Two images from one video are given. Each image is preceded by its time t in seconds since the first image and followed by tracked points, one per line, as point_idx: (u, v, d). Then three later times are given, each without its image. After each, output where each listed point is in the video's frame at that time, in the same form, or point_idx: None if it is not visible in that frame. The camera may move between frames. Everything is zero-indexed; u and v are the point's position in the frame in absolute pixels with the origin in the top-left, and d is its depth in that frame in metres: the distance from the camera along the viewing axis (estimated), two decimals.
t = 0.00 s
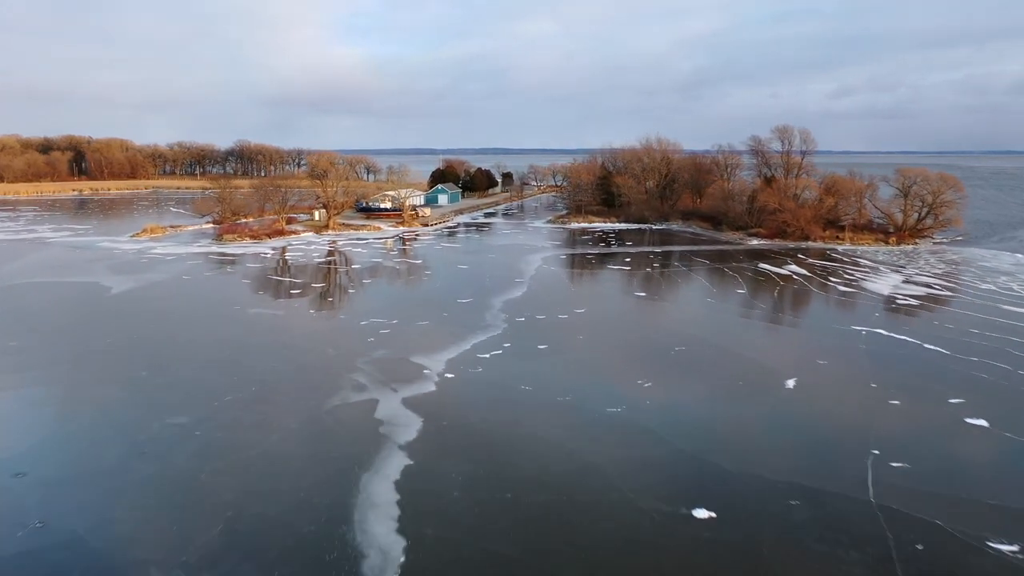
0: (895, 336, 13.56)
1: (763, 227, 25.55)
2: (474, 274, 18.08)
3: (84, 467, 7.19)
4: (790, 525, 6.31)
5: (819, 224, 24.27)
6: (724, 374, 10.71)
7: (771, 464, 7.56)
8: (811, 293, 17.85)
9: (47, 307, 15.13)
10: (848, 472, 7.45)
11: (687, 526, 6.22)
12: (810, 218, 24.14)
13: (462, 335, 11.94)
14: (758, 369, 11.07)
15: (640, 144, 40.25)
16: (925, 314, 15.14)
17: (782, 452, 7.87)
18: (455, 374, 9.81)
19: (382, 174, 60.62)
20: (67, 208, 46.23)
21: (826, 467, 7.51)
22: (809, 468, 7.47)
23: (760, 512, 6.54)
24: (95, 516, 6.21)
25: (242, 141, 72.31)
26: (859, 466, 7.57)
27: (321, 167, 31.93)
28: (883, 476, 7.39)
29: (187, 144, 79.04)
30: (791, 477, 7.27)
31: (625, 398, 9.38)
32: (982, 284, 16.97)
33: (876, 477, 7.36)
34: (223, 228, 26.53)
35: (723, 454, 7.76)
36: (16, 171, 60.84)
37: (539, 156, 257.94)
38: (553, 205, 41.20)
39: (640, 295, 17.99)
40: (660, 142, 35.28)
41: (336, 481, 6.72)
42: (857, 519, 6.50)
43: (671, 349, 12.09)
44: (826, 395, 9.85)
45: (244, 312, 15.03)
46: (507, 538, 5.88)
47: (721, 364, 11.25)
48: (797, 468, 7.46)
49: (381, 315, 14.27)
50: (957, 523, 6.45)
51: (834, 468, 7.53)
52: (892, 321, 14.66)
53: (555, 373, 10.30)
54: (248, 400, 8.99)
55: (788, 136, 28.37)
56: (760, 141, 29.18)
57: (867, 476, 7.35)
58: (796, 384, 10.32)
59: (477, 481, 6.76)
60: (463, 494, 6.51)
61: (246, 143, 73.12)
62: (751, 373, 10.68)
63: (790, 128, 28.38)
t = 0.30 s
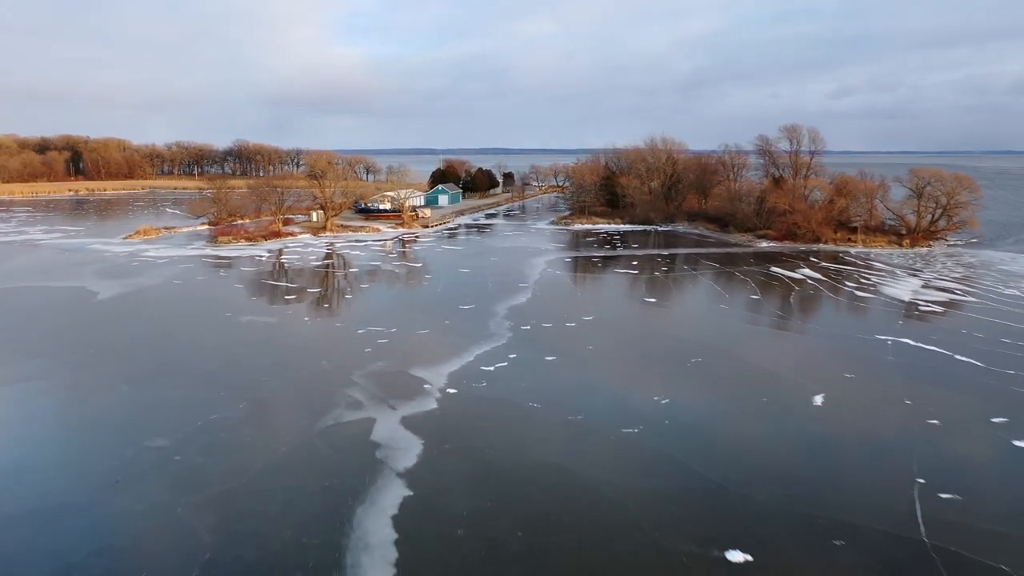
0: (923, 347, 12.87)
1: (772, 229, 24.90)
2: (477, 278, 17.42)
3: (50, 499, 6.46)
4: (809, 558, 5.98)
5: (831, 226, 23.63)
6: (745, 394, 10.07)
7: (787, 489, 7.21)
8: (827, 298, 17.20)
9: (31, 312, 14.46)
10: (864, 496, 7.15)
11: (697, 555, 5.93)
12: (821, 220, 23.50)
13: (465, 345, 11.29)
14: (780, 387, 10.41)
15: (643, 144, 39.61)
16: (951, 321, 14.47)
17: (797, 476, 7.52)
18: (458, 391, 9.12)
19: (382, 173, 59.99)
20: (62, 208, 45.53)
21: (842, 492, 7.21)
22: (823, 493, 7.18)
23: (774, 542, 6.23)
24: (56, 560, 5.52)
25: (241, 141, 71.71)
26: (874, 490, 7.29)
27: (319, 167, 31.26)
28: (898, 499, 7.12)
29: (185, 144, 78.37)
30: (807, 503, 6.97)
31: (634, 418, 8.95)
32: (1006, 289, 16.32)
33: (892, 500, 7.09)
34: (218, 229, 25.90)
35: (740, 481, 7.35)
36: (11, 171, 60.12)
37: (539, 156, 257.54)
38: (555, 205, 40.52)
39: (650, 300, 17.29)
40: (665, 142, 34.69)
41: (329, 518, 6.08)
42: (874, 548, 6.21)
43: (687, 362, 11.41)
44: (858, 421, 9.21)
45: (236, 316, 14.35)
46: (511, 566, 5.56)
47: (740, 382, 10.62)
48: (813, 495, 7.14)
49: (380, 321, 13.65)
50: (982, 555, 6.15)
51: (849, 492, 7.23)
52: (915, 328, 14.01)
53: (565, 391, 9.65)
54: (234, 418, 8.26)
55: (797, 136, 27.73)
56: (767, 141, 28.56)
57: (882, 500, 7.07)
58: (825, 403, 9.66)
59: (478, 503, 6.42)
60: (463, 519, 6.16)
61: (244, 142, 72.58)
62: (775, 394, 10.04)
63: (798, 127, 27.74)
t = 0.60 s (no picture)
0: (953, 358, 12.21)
1: (781, 230, 24.28)
2: (479, 283, 16.75)
3: (7, 535, 5.76)
4: (809, 564, 5.84)
5: (842, 227, 23.01)
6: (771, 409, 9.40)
7: (786, 490, 7.09)
8: (843, 304, 16.53)
9: (13, 319, 13.80)
10: (864, 496, 7.03)
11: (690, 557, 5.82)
12: (832, 222, 22.89)
13: (468, 356, 10.64)
14: (807, 401, 9.72)
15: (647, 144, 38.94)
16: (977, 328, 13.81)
17: (800, 479, 7.34)
18: (462, 409, 8.43)
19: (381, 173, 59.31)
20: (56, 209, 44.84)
21: (843, 493, 7.07)
22: (824, 494, 7.04)
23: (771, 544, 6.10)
24: None
25: (240, 141, 71.08)
26: (875, 490, 7.16)
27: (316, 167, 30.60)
28: (897, 498, 7.02)
29: (183, 144, 77.72)
30: (808, 504, 6.82)
31: (638, 423, 8.64)
32: None
33: (891, 500, 6.97)
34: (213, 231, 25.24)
35: (742, 484, 7.18)
36: (7, 171, 59.39)
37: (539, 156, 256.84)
38: (557, 206, 39.88)
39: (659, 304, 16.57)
40: (670, 142, 34.06)
41: (320, 561, 5.44)
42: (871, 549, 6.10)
43: (704, 373, 10.70)
44: (894, 438, 8.50)
45: (227, 322, 13.67)
46: (502, 569, 5.44)
47: (764, 394, 9.93)
48: (813, 496, 7.00)
49: (377, 328, 13.00)
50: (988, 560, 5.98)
51: (850, 493, 7.09)
52: (941, 337, 13.34)
53: (576, 408, 8.96)
54: (218, 441, 7.53)
55: (806, 136, 27.09)
56: (775, 141, 27.93)
57: (882, 501, 6.94)
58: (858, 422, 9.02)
59: (470, 504, 6.32)
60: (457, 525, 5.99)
61: (243, 142, 71.90)
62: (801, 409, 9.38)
63: (807, 126, 27.09)
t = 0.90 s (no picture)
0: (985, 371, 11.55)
1: (790, 232, 23.66)
2: (481, 287, 16.09)
3: None
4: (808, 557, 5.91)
5: (852, 229, 22.41)
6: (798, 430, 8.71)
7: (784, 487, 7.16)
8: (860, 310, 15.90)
9: None
10: (864, 497, 7.09)
11: (693, 555, 5.84)
12: (843, 224, 22.28)
13: (470, 368, 9.98)
14: (835, 422, 9.07)
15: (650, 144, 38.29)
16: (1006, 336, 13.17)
17: (802, 481, 7.35)
18: (464, 429, 7.78)
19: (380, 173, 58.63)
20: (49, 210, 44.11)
21: (844, 493, 7.12)
22: (825, 495, 7.08)
23: (773, 540, 6.16)
24: None
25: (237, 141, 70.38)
26: (874, 492, 7.21)
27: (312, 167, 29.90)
28: (896, 500, 7.08)
29: (180, 143, 77.01)
30: (810, 504, 6.85)
31: (654, 441, 8.10)
32: None
33: (890, 501, 7.05)
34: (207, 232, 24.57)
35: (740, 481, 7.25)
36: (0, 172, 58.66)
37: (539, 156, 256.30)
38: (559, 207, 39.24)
39: (670, 309, 15.88)
40: (674, 141, 33.44)
41: None
42: (876, 549, 6.10)
43: (723, 391, 10.02)
44: (936, 465, 7.86)
45: (216, 328, 12.98)
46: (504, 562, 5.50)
47: (788, 414, 9.26)
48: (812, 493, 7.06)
49: (374, 335, 12.36)
50: (993, 562, 6.02)
51: (851, 493, 7.14)
52: (968, 346, 12.70)
53: (589, 427, 8.26)
54: (197, 469, 6.83)
55: (814, 135, 26.46)
56: (783, 141, 27.30)
57: (882, 501, 7.02)
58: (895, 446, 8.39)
59: (473, 499, 6.35)
60: (460, 530, 5.87)
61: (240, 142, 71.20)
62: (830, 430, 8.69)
63: (816, 125, 26.46)
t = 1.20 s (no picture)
0: None
1: (801, 234, 23.02)
2: (484, 293, 15.45)
3: None
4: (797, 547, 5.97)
5: (865, 232, 21.78)
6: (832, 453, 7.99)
7: (773, 481, 7.20)
8: (879, 318, 15.29)
9: None
10: (853, 490, 7.14)
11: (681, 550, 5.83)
12: (855, 226, 21.66)
13: (475, 382, 9.30)
14: (869, 441, 8.37)
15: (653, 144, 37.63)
16: None
17: (792, 474, 7.39)
18: (469, 454, 7.14)
19: (379, 173, 57.95)
20: (44, 210, 43.45)
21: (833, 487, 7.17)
22: (813, 487, 7.15)
23: (758, 531, 6.21)
24: None
25: (236, 141, 69.87)
26: (862, 484, 7.29)
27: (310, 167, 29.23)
28: (884, 492, 7.14)
29: (178, 143, 76.40)
30: (798, 497, 6.90)
31: (675, 468, 7.30)
32: None
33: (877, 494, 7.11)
34: (201, 235, 23.93)
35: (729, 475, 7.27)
36: None
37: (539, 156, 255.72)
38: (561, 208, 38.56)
39: (681, 315, 15.18)
40: (679, 141, 32.82)
41: None
42: (875, 549, 6.03)
43: (747, 409, 9.17)
44: (982, 492, 7.24)
45: (206, 334, 12.33)
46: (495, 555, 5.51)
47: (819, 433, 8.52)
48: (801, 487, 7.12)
49: (372, 343, 11.71)
50: (989, 560, 5.98)
51: (839, 488, 7.19)
52: (997, 356, 12.07)
53: (604, 451, 7.55)
54: (175, 501, 6.20)
55: (824, 134, 25.82)
56: (791, 141, 26.67)
57: (870, 494, 7.07)
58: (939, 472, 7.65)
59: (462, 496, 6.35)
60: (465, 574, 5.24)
61: (238, 141, 70.82)
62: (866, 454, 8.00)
63: (826, 125, 25.83)
